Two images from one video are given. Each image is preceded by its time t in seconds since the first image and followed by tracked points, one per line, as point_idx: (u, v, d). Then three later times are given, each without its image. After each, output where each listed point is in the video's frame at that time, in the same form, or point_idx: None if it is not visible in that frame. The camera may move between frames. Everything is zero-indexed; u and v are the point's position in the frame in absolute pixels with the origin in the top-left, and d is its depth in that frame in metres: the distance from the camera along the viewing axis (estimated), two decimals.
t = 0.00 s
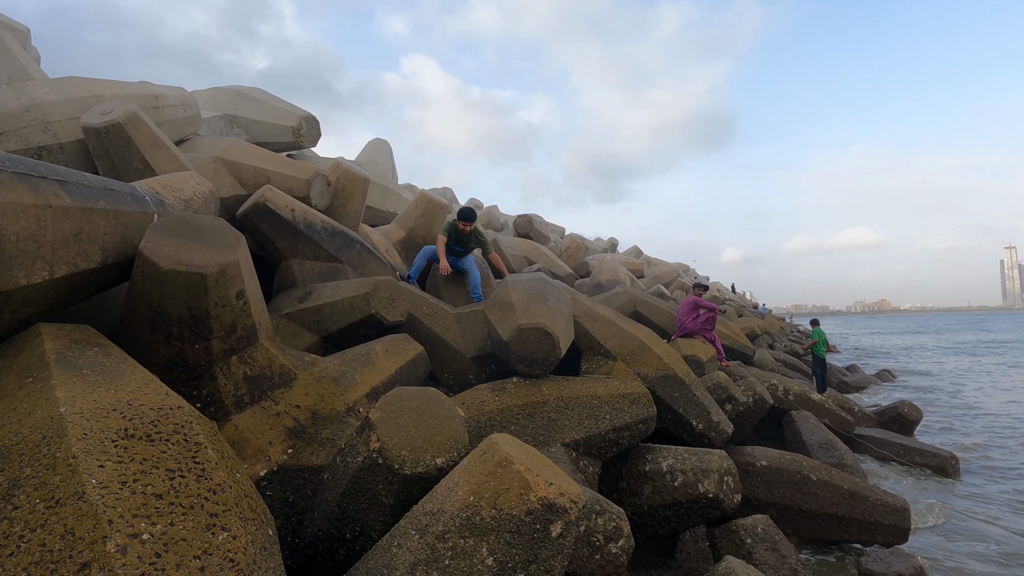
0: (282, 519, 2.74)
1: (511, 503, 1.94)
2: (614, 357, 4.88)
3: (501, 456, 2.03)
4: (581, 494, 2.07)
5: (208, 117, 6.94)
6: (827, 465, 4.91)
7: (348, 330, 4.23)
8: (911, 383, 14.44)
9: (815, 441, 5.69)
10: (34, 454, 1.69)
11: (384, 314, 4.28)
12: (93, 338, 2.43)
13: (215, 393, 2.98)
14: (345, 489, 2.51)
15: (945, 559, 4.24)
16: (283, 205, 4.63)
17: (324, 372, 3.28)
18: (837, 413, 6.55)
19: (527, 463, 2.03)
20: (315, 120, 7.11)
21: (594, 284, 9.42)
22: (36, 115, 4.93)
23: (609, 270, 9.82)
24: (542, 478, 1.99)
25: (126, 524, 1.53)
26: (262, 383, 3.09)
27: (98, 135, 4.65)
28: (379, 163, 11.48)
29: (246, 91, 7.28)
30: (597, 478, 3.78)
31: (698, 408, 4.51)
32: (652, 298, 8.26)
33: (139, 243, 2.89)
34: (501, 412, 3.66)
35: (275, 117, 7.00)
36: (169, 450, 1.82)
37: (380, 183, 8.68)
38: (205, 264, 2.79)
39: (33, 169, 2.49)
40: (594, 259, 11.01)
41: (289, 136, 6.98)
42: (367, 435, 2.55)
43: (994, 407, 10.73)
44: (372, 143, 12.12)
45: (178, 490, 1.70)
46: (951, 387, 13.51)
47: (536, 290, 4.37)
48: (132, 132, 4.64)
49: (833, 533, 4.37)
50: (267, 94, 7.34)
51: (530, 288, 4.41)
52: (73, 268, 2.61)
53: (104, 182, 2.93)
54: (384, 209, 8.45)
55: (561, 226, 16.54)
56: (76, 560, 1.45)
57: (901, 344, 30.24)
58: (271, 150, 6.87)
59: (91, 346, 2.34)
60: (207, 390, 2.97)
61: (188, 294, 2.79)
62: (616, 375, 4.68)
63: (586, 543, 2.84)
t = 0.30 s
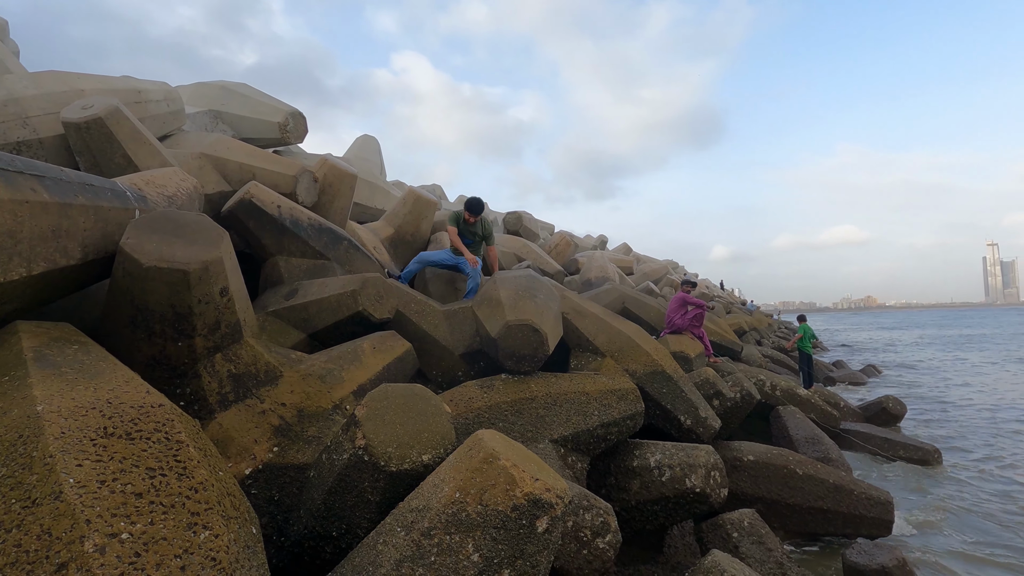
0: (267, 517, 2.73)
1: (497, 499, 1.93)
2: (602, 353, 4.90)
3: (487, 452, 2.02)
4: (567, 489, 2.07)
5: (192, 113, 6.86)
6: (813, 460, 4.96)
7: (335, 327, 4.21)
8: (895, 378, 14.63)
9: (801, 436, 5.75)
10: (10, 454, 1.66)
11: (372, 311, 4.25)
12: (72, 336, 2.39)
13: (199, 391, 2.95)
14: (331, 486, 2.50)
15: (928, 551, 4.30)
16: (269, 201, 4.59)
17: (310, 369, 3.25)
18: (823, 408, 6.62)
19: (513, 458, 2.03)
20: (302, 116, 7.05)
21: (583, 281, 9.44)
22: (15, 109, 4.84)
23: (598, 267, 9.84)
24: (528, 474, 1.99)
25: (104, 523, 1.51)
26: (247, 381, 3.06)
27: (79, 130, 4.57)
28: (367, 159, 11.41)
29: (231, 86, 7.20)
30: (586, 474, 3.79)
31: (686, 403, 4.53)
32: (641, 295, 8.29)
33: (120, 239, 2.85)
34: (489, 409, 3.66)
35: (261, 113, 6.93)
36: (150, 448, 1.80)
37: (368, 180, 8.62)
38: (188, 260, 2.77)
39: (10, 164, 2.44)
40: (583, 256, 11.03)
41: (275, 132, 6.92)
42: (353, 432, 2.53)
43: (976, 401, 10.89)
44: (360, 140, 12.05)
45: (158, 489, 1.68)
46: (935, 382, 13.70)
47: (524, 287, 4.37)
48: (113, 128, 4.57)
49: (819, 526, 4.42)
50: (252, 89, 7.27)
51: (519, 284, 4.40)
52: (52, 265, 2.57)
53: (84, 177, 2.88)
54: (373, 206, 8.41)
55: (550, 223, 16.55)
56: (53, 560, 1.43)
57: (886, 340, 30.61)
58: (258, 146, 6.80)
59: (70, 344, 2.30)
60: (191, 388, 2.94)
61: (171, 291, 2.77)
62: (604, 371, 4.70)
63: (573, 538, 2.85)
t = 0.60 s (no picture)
0: (252, 516, 2.70)
1: (483, 496, 1.93)
2: (591, 351, 4.91)
3: (473, 449, 2.02)
4: (553, 485, 2.07)
5: (176, 109, 6.77)
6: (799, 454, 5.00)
7: (321, 325, 4.18)
8: (880, 374, 14.80)
9: (787, 431, 5.80)
10: None
11: (359, 308, 4.22)
12: (51, 334, 2.36)
13: (183, 390, 2.92)
14: (317, 485, 2.48)
15: (911, 544, 4.36)
16: (254, 198, 4.55)
17: (296, 367, 3.22)
18: (809, 403, 6.68)
19: (499, 455, 2.02)
20: (288, 112, 6.99)
21: (572, 279, 9.46)
22: None
23: (587, 264, 9.86)
24: (514, 471, 1.99)
25: (83, 524, 1.50)
26: (231, 379, 3.03)
27: (58, 126, 4.49)
28: (355, 157, 11.34)
29: (216, 82, 7.12)
30: (574, 471, 3.80)
31: (673, 400, 4.55)
32: (629, 292, 8.32)
33: (100, 236, 2.81)
34: (477, 406, 3.65)
35: (247, 109, 6.86)
36: (130, 448, 1.77)
37: (356, 177, 8.57)
38: (170, 257, 2.74)
39: None
40: (572, 254, 11.04)
41: (261, 128, 6.85)
42: (339, 430, 2.52)
43: (958, 396, 11.05)
44: (348, 137, 11.97)
45: (138, 489, 1.66)
46: (918, 378, 13.88)
47: (512, 284, 4.36)
48: (94, 123, 4.51)
49: (804, 521, 4.46)
50: (237, 85, 7.19)
51: (507, 281, 4.39)
52: (29, 263, 2.53)
53: (62, 173, 2.83)
54: (360, 203, 8.36)
55: (539, 220, 16.55)
56: (30, 561, 1.41)
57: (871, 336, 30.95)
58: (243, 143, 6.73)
59: (49, 342, 2.27)
60: (174, 387, 2.92)
61: (152, 288, 2.73)
62: (593, 368, 4.71)
63: (561, 534, 2.86)
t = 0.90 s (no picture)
0: (236, 515, 2.68)
1: (468, 491, 1.93)
2: (579, 347, 4.92)
3: (459, 445, 2.01)
4: (539, 480, 2.07)
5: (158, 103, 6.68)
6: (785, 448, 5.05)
7: (307, 322, 4.14)
8: (865, 368, 14.98)
9: (774, 425, 5.85)
10: None
11: (346, 305, 4.19)
12: (28, 332, 2.32)
13: (165, 388, 2.88)
14: (302, 483, 2.47)
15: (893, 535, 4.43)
16: (238, 194, 4.52)
17: (281, 365, 3.19)
18: (795, 398, 6.75)
19: (485, 451, 2.02)
20: (273, 108, 6.92)
21: (561, 275, 9.47)
22: None
23: (575, 261, 9.87)
24: (499, 466, 1.99)
25: (59, 524, 1.49)
26: (215, 377, 3.00)
27: (36, 120, 4.41)
28: (343, 153, 11.26)
29: (199, 76, 7.04)
30: (561, 466, 3.81)
31: (661, 395, 4.57)
32: (618, 288, 8.34)
33: (79, 233, 2.77)
34: (465, 403, 3.65)
35: (231, 104, 6.78)
36: (110, 446, 1.75)
37: (343, 173, 8.51)
38: (151, 254, 2.70)
39: None
40: (561, 251, 11.04)
41: (246, 124, 6.78)
42: (324, 427, 2.50)
43: (940, 389, 11.21)
44: (335, 132, 11.89)
45: (117, 488, 1.64)
46: (902, 372, 14.08)
47: (500, 280, 4.35)
48: (74, 118, 4.44)
49: (789, 513, 4.51)
50: (221, 80, 7.11)
51: (494, 278, 4.38)
52: (5, 259, 2.51)
53: (39, 168, 2.79)
54: (347, 199, 8.31)
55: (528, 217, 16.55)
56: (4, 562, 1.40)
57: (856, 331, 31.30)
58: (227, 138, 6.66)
59: (25, 340, 2.23)
60: (156, 386, 2.87)
61: (133, 285, 2.70)
62: (581, 364, 4.72)
63: (548, 530, 2.86)
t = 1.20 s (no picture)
0: (219, 514, 2.65)
1: (452, 487, 1.92)
2: (567, 343, 4.92)
3: (443, 441, 2.01)
4: (524, 476, 2.07)
5: (139, 98, 6.58)
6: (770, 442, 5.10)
7: (293, 320, 4.10)
8: (849, 363, 15.16)
9: (759, 419, 5.91)
10: None
11: (332, 302, 4.16)
12: (4, 331, 2.27)
13: (146, 387, 2.84)
14: (286, 481, 2.45)
15: (874, 527, 4.49)
16: (222, 190, 4.48)
17: (265, 362, 3.16)
18: (780, 392, 6.82)
19: (469, 447, 2.01)
20: (257, 103, 6.84)
21: (549, 272, 9.49)
22: None
23: (564, 258, 9.89)
24: (484, 462, 1.99)
25: (34, 525, 1.48)
26: (198, 375, 2.96)
27: (11, 115, 4.27)
28: (329, 149, 11.17)
29: (181, 71, 6.94)
30: (548, 462, 3.82)
31: (648, 391, 4.60)
32: (606, 285, 8.37)
33: (56, 229, 2.73)
34: (451, 399, 3.64)
35: (214, 99, 6.70)
36: (87, 446, 1.72)
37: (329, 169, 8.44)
38: (130, 251, 2.67)
39: None
40: (549, 247, 11.05)
41: (229, 119, 6.70)
42: (308, 425, 2.49)
43: (922, 383, 11.38)
44: (321, 129, 11.79)
45: (95, 488, 1.62)
46: (885, 366, 14.27)
47: (487, 277, 4.35)
48: (52, 112, 4.36)
49: (774, 506, 4.56)
50: (204, 75, 7.02)
51: (481, 275, 4.37)
52: None
53: (13, 163, 2.74)
54: (333, 196, 8.25)
55: (516, 214, 16.54)
56: None
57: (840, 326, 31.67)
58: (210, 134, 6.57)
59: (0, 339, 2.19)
60: (137, 385, 2.83)
61: (112, 283, 2.66)
62: (569, 360, 4.73)
63: (534, 525, 2.88)
